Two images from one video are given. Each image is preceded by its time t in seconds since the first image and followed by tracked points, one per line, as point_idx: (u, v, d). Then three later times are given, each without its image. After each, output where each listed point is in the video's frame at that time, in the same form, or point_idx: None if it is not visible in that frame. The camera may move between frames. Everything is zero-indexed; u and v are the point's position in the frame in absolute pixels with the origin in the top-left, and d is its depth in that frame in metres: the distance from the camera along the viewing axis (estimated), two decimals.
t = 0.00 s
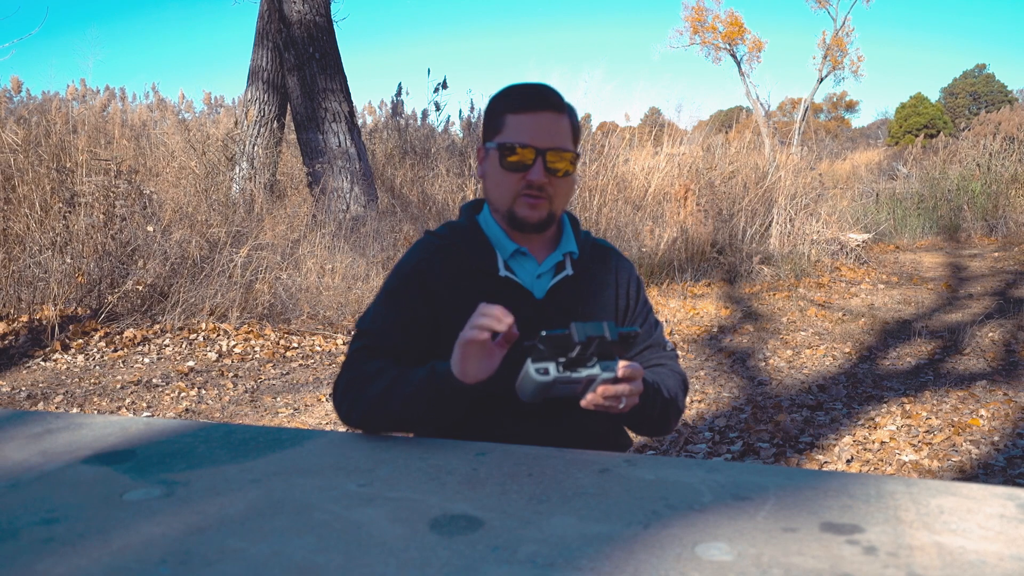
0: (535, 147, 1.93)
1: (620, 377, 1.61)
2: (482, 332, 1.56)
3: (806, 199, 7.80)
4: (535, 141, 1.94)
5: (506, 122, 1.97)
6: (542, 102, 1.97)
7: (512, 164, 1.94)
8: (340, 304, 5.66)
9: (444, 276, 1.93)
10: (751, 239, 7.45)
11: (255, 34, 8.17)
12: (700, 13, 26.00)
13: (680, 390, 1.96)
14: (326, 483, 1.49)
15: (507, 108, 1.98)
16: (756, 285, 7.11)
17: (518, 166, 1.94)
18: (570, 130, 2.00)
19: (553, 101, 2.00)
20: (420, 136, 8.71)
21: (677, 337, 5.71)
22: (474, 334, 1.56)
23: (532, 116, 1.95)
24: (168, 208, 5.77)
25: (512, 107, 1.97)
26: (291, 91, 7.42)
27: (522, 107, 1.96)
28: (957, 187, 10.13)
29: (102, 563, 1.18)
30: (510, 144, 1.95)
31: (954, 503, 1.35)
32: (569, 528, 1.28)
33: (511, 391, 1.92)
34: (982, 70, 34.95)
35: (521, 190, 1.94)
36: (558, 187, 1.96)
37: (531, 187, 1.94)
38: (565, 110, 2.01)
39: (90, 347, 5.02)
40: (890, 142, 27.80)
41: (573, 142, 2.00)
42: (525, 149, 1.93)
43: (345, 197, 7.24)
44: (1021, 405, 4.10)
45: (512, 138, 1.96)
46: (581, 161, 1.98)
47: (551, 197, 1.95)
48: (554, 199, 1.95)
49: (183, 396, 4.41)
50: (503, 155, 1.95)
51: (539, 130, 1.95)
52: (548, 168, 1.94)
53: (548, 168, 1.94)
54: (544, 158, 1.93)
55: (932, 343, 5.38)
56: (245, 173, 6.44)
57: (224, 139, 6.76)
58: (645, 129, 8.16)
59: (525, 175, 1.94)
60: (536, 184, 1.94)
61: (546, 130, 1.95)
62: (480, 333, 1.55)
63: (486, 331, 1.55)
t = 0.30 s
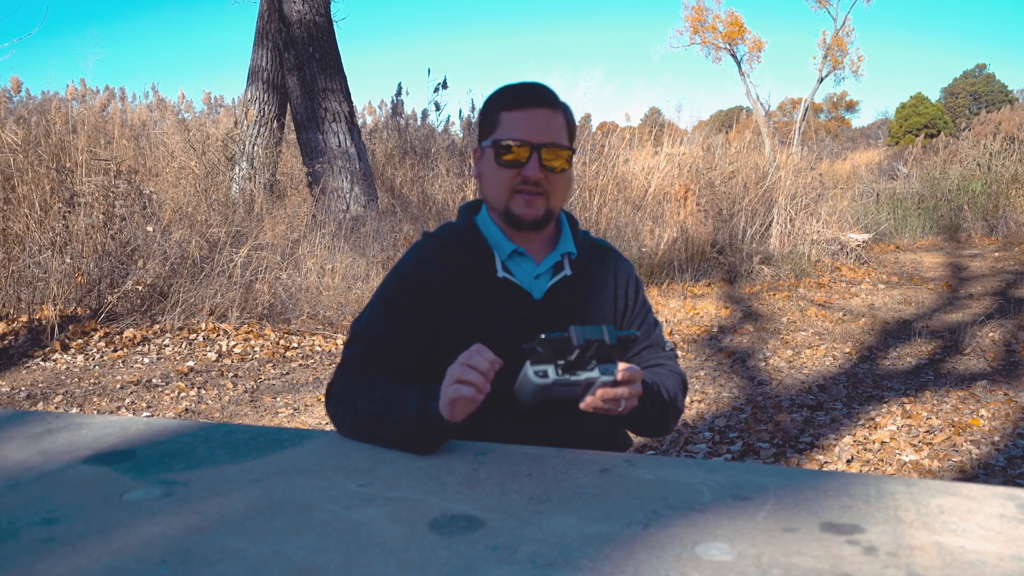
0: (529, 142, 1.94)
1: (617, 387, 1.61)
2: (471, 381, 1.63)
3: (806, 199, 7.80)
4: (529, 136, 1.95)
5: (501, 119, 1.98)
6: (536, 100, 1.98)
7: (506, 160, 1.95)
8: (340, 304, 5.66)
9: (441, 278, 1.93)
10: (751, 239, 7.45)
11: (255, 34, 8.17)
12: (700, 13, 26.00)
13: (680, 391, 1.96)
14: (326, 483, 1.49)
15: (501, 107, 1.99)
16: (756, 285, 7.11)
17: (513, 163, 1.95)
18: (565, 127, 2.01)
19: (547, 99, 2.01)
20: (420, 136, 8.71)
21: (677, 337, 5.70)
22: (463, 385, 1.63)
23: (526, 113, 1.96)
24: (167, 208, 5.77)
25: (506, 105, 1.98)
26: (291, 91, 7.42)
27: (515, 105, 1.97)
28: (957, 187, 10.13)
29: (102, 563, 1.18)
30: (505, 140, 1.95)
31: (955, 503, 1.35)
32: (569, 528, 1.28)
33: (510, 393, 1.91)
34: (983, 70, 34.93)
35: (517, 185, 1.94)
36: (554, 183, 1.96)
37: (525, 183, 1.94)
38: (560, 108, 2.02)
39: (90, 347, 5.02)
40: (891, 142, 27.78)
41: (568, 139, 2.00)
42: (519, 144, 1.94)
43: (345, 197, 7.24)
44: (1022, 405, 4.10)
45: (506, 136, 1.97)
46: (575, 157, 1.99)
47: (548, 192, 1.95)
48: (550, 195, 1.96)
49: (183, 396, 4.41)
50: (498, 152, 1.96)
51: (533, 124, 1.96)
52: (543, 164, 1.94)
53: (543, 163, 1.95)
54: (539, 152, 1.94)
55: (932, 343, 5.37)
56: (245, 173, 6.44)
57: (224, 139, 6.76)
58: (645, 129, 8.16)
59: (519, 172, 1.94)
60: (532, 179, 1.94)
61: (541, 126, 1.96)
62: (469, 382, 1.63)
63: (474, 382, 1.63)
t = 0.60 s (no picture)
0: (514, 130, 1.95)
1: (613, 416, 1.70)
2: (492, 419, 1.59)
3: (806, 199, 7.80)
4: (516, 125, 1.95)
5: (488, 113, 1.99)
6: (523, 92, 1.98)
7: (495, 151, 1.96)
8: (340, 304, 5.66)
9: (439, 279, 1.92)
10: (750, 239, 7.46)
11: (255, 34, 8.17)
12: (700, 13, 26.00)
13: (681, 393, 1.96)
14: (326, 483, 1.49)
15: (488, 102, 2.00)
16: (756, 285, 7.11)
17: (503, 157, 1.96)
18: (554, 117, 2.01)
19: (533, 91, 2.01)
20: (420, 136, 8.71)
21: (677, 337, 5.70)
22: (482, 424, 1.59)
23: (512, 105, 1.97)
24: (167, 208, 5.77)
25: (493, 99, 1.99)
26: (291, 91, 7.42)
27: (502, 99, 1.98)
28: (957, 187, 10.13)
29: (102, 563, 1.18)
30: (492, 133, 1.96)
31: (954, 503, 1.35)
32: (569, 528, 1.28)
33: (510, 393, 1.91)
34: (982, 70, 34.91)
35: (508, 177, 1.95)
36: (544, 172, 1.96)
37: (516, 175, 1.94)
38: (548, 99, 2.02)
39: (90, 347, 5.02)
40: (891, 142, 27.78)
41: (557, 127, 2.00)
42: (506, 135, 1.95)
43: (345, 197, 7.24)
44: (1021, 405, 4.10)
45: (494, 129, 1.97)
46: (564, 144, 1.99)
47: (537, 180, 1.95)
48: (540, 183, 1.95)
49: (183, 396, 4.41)
50: (487, 146, 1.97)
51: (519, 114, 1.96)
52: (531, 154, 1.95)
53: (531, 152, 1.95)
54: (526, 140, 1.95)
55: (932, 343, 5.38)
56: (245, 173, 6.44)
57: (224, 139, 6.76)
58: (645, 129, 8.16)
59: (508, 164, 1.95)
60: (519, 166, 1.94)
61: (527, 116, 1.96)
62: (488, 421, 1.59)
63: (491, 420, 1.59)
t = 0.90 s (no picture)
0: (520, 148, 1.93)
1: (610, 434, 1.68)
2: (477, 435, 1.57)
3: (806, 199, 7.80)
4: (519, 142, 1.94)
5: (491, 123, 1.97)
6: (526, 102, 1.96)
7: (499, 162, 1.94)
8: (340, 304, 5.66)
9: (438, 277, 1.93)
10: (750, 239, 7.46)
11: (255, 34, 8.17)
12: (700, 13, 26.00)
13: (689, 382, 1.93)
14: (326, 483, 1.49)
15: (491, 110, 1.98)
16: (756, 285, 7.11)
17: (507, 166, 1.94)
18: (557, 126, 1.99)
19: (537, 99, 1.98)
20: (420, 136, 8.71)
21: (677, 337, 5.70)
22: (467, 442, 1.57)
23: (516, 117, 1.95)
24: (167, 208, 5.78)
25: (495, 108, 1.97)
26: (291, 91, 7.42)
27: (504, 109, 1.96)
28: (957, 187, 10.13)
29: (102, 563, 1.18)
30: (495, 143, 1.95)
31: (955, 503, 1.35)
32: (568, 528, 1.28)
33: (510, 391, 1.90)
34: (982, 70, 34.89)
35: (510, 191, 1.93)
36: (549, 185, 1.94)
37: (519, 186, 1.93)
38: (551, 107, 2.00)
39: (90, 347, 5.02)
40: (891, 142, 27.76)
41: (560, 137, 1.98)
42: (509, 147, 1.93)
43: (345, 197, 7.24)
44: (1021, 405, 4.10)
45: (498, 140, 1.95)
46: (568, 158, 1.97)
47: (542, 194, 1.93)
48: (546, 196, 1.94)
49: (183, 396, 4.41)
50: (489, 156, 1.95)
51: (523, 126, 1.94)
52: (537, 167, 1.94)
53: (535, 165, 1.94)
54: (530, 155, 1.93)
55: (932, 343, 5.38)
56: (245, 173, 6.43)
57: (224, 139, 6.76)
58: (645, 129, 8.15)
59: (514, 176, 1.93)
60: (525, 182, 1.93)
61: (530, 128, 1.94)
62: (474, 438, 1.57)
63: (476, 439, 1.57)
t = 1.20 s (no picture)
0: (520, 134, 1.93)
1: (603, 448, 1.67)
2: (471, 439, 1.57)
3: (806, 199, 7.80)
4: (522, 131, 1.94)
5: (495, 116, 1.98)
6: (531, 95, 1.97)
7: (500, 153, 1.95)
8: (340, 304, 5.67)
9: (437, 278, 1.93)
10: (750, 239, 7.47)
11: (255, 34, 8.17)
12: (700, 13, 26.00)
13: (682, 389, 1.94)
14: (326, 483, 1.49)
15: (495, 103, 1.99)
16: (756, 285, 7.11)
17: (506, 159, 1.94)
18: (561, 121, 1.99)
19: (542, 94, 1.99)
20: (420, 136, 8.71)
21: (677, 337, 5.70)
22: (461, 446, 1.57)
23: (520, 108, 1.96)
24: (167, 208, 5.78)
25: (500, 101, 1.98)
26: (291, 91, 7.42)
27: (509, 100, 1.96)
28: (957, 187, 10.13)
29: (102, 563, 1.18)
30: (498, 135, 1.95)
31: (954, 503, 1.35)
32: (568, 528, 1.28)
33: (510, 392, 1.90)
34: (983, 70, 34.87)
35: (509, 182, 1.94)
36: (548, 179, 1.95)
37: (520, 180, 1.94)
38: (556, 102, 2.01)
39: (90, 347, 5.02)
40: (891, 143, 27.75)
41: (564, 133, 1.98)
42: (511, 139, 1.94)
43: (345, 197, 7.24)
44: (1021, 405, 4.10)
45: (501, 131, 1.95)
46: (569, 153, 1.97)
47: (539, 188, 1.94)
48: (542, 190, 1.94)
49: (183, 396, 4.41)
50: (492, 149, 1.96)
51: (526, 117, 1.94)
52: (537, 161, 1.94)
53: (536, 158, 1.94)
54: (531, 146, 1.93)
55: (932, 343, 5.38)
56: (245, 173, 6.43)
57: (224, 139, 6.75)
58: (645, 128, 8.15)
59: (514, 169, 1.94)
60: (524, 173, 1.94)
61: (534, 120, 1.94)
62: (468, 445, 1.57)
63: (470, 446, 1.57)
